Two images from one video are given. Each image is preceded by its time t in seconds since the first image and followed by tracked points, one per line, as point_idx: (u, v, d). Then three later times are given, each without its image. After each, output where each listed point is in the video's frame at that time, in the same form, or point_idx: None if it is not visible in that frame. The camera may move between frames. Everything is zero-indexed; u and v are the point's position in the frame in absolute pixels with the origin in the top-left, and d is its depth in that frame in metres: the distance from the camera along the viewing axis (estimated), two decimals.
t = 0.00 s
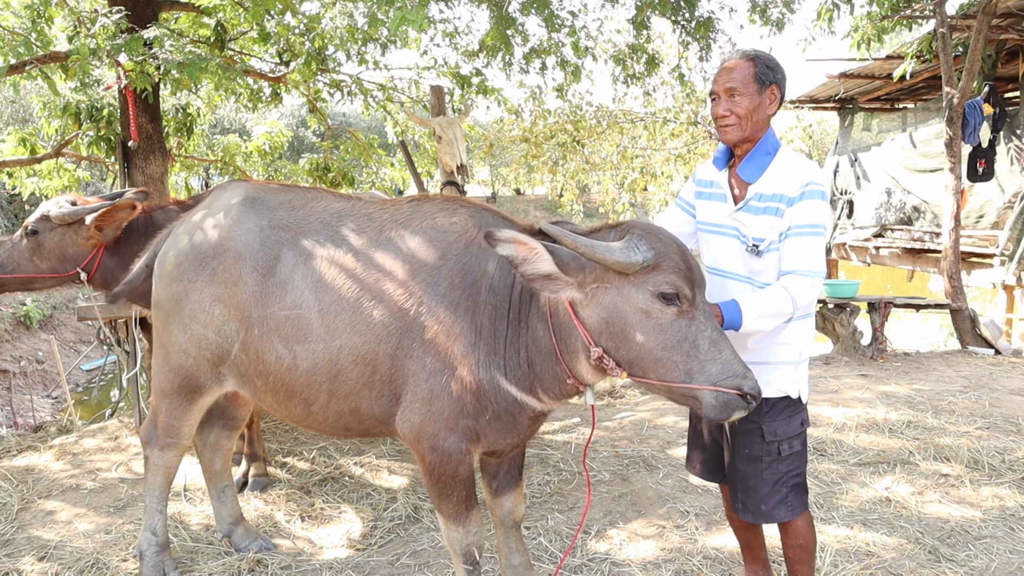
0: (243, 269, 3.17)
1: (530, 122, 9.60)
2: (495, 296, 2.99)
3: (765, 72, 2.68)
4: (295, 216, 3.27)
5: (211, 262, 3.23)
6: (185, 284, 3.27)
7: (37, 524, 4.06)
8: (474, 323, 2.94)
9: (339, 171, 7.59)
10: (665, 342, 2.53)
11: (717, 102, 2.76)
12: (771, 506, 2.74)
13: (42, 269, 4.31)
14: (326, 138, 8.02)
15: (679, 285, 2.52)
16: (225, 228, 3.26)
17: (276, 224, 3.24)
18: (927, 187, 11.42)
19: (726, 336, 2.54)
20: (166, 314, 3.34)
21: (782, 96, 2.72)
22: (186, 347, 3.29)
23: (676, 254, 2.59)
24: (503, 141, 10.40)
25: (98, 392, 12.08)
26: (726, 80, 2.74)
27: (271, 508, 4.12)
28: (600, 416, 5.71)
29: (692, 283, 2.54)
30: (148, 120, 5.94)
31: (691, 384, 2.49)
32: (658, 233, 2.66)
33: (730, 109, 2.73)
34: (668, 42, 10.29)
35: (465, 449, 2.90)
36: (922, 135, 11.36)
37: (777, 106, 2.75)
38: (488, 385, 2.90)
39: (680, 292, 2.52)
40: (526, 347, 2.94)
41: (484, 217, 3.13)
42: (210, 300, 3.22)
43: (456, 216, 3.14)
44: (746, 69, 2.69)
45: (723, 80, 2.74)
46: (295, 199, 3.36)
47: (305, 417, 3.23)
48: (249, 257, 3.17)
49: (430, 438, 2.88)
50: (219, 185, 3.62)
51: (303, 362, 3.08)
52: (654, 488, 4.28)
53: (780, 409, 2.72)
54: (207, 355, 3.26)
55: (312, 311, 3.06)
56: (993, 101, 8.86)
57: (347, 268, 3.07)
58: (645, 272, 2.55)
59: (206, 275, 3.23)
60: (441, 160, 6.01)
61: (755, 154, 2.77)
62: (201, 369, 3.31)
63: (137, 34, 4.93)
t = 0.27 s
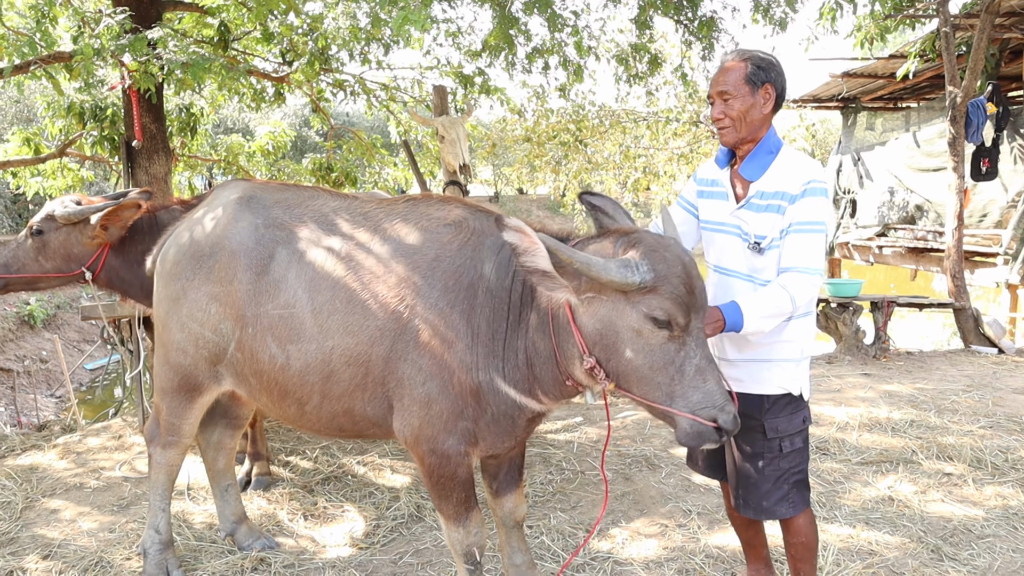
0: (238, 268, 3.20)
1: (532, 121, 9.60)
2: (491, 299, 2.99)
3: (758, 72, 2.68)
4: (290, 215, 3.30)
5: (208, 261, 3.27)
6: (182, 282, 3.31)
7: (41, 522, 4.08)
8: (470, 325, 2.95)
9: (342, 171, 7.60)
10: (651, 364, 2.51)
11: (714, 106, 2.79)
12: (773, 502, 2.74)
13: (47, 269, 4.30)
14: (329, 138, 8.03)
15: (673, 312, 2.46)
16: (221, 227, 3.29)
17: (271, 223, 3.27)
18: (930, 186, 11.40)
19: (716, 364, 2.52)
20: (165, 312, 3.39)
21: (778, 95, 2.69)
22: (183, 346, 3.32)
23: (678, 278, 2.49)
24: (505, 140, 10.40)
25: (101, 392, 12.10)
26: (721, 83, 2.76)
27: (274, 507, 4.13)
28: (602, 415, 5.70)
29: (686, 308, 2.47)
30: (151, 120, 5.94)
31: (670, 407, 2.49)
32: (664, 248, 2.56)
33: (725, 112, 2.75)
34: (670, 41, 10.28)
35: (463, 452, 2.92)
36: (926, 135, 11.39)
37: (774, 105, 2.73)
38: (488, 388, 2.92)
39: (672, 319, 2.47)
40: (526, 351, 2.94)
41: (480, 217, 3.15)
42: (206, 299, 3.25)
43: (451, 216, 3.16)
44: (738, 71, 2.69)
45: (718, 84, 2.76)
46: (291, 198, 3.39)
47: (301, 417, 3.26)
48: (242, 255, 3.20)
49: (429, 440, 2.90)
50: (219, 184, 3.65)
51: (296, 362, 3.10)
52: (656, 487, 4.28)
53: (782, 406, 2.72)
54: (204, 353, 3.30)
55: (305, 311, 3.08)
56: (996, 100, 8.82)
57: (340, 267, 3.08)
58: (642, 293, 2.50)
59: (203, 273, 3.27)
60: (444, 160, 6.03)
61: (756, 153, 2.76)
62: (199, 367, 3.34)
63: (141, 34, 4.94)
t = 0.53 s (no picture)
0: (234, 269, 3.24)
1: (534, 121, 9.61)
2: (489, 303, 2.97)
3: (751, 72, 2.69)
4: (287, 216, 3.33)
5: (205, 262, 3.33)
6: (179, 283, 3.37)
7: (45, 521, 4.10)
8: (469, 329, 2.94)
9: (344, 171, 7.61)
10: (640, 374, 2.48)
11: (710, 108, 2.82)
12: (785, 499, 2.75)
13: (51, 269, 4.33)
14: (331, 138, 8.05)
15: (645, 324, 2.43)
16: (218, 228, 3.34)
17: (267, 224, 3.30)
18: (932, 186, 11.40)
19: (709, 364, 2.46)
20: (163, 313, 3.45)
21: (773, 92, 2.70)
22: (181, 346, 3.38)
23: (645, 288, 2.45)
24: (507, 140, 10.40)
25: (103, 392, 12.13)
26: (715, 85, 2.79)
27: (277, 506, 4.14)
28: (604, 415, 5.70)
29: (661, 316, 2.43)
30: (154, 120, 5.95)
31: (671, 414, 2.45)
32: (631, 258, 2.53)
33: (721, 113, 2.77)
34: (672, 41, 10.29)
35: (463, 454, 2.94)
36: (928, 135, 11.43)
37: (769, 103, 2.74)
38: (485, 392, 2.90)
39: (647, 330, 2.43)
40: (525, 356, 2.92)
41: (476, 217, 3.17)
42: (203, 300, 3.31)
43: (447, 219, 3.16)
44: (731, 73, 2.72)
45: (712, 86, 2.79)
46: (288, 199, 3.42)
47: (300, 418, 3.30)
48: (238, 256, 3.24)
49: (429, 442, 2.92)
50: (218, 184, 3.70)
51: (293, 364, 3.14)
52: (658, 487, 4.28)
53: (793, 402, 2.75)
54: (201, 354, 3.36)
55: (302, 313, 3.10)
56: (998, 100, 8.85)
57: (335, 269, 3.10)
58: (611, 308, 2.46)
59: (199, 275, 3.33)
60: (446, 160, 6.04)
61: (757, 151, 2.78)
62: (197, 368, 3.40)
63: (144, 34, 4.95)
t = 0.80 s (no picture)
0: (232, 268, 3.23)
1: (533, 120, 9.60)
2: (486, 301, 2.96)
3: (754, 70, 2.70)
4: (285, 214, 3.33)
5: (202, 261, 3.32)
6: (176, 282, 3.36)
7: (47, 520, 4.10)
8: (468, 327, 2.94)
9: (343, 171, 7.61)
10: (638, 353, 2.44)
11: (714, 107, 2.82)
12: (790, 499, 2.76)
13: (56, 267, 4.32)
14: (330, 137, 8.04)
15: (629, 298, 2.42)
16: (215, 227, 3.34)
17: (264, 223, 3.30)
18: (930, 185, 11.47)
19: (705, 330, 2.42)
20: (161, 313, 3.44)
21: (776, 91, 2.70)
22: (179, 346, 3.38)
23: (621, 265, 2.47)
24: (506, 139, 10.40)
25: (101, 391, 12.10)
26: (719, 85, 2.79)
27: (279, 504, 4.14)
28: (604, 413, 5.70)
29: (644, 289, 2.43)
30: (155, 119, 5.94)
31: (681, 389, 2.39)
32: (603, 243, 2.54)
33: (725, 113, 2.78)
34: (671, 40, 10.28)
35: (465, 452, 2.95)
36: (926, 134, 11.47)
37: (773, 102, 2.74)
38: (484, 390, 2.91)
39: (633, 305, 2.42)
40: (521, 354, 2.90)
41: (475, 216, 3.18)
42: (200, 299, 3.30)
43: (446, 218, 3.17)
44: (734, 72, 2.72)
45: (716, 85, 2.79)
46: (285, 197, 3.42)
47: (297, 418, 3.31)
48: (236, 254, 3.24)
49: (430, 441, 2.94)
50: (213, 182, 3.69)
51: (292, 364, 3.14)
52: (660, 485, 4.29)
53: (798, 402, 2.76)
54: (199, 354, 3.35)
55: (301, 313, 3.10)
56: (997, 100, 8.89)
57: (334, 269, 3.11)
58: (592, 292, 2.46)
59: (196, 275, 3.32)
60: (446, 159, 6.04)
61: (762, 150, 2.78)
62: (195, 368, 3.40)
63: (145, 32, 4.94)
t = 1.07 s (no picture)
0: (229, 262, 3.20)
1: (530, 116, 9.58)
2: (490, 296, 2.95)
3: (767, 67, 2.70)
4: (284, 207, 3.30)
5: (198, 255, 3.28)
6: (171, 276, 3.32)
7: (47, 514, 4.08)
8: (472, 321, 2.94)
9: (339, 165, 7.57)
10: (631, 357, 2.46)
11: (726, 101, 2.83)
12: (792, 497, 2.77)
13: (58, 260, 4.30)
14: (325, 132, 8.00)
15: (635, 303, 2.41)
16: (211, 220, 3.30)
17: (262, 216, 3.27)
18: (925, 184, 11.64)
19: (701, 348, 2.41)
20: (155, 307, 3.40)
21: (789, 89, 2.71)
22: (175, 341, 3.35)
23: (635, 269, 2.45)
24: (502, 135, 10.37)
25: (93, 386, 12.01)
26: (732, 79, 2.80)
27: (281, 499, 4.13)
28: (603, 408, 5.70)
29: (650, 296, 2.42)
30: (153, 112, 5.90)
31: (664, 400, 2.41)
32: (620, 241, 2.56)
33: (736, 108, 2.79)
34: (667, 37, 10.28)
35: (471, 448, 2.95)
36: (920, 133, 11.57)
37: (788, 97, 2.75)
38: (489, 385, 2.90)
39: (637, 310, 2.42)
40: (525, 346, 2.90)
41: (478, 211, 3.17)
42: (196, 293, 3.27)
43: (448, 212, 3.17)
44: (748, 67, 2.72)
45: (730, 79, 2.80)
46: (283, 189, 3.40)
47: (297, 414, 3.29)
48: (233, 248, 3.21)
49: (436, 436, 2.93)
50: (208, 175, 3.65)
51: (293, 360, 3.12)
52: (661, 479, 4.29)
53: (802, 401, 2.77)
54: (196, 349, 3.33)
55: (301, 308, 3.09)
56: (991, 98, 8.94)
57: (334, 263, 3.10)
58: (601, 288, 2.47)
59: (191, 268, 3.29)
60: (444, 154, 6.02)
61: (774, 148, 2.79)
62: (192, 363, 3.37)
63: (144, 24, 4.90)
